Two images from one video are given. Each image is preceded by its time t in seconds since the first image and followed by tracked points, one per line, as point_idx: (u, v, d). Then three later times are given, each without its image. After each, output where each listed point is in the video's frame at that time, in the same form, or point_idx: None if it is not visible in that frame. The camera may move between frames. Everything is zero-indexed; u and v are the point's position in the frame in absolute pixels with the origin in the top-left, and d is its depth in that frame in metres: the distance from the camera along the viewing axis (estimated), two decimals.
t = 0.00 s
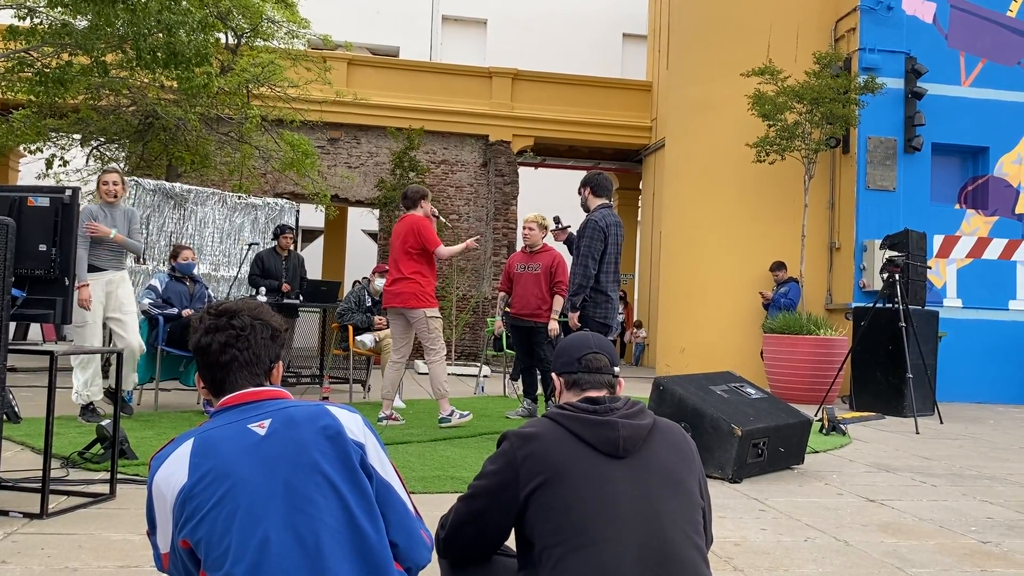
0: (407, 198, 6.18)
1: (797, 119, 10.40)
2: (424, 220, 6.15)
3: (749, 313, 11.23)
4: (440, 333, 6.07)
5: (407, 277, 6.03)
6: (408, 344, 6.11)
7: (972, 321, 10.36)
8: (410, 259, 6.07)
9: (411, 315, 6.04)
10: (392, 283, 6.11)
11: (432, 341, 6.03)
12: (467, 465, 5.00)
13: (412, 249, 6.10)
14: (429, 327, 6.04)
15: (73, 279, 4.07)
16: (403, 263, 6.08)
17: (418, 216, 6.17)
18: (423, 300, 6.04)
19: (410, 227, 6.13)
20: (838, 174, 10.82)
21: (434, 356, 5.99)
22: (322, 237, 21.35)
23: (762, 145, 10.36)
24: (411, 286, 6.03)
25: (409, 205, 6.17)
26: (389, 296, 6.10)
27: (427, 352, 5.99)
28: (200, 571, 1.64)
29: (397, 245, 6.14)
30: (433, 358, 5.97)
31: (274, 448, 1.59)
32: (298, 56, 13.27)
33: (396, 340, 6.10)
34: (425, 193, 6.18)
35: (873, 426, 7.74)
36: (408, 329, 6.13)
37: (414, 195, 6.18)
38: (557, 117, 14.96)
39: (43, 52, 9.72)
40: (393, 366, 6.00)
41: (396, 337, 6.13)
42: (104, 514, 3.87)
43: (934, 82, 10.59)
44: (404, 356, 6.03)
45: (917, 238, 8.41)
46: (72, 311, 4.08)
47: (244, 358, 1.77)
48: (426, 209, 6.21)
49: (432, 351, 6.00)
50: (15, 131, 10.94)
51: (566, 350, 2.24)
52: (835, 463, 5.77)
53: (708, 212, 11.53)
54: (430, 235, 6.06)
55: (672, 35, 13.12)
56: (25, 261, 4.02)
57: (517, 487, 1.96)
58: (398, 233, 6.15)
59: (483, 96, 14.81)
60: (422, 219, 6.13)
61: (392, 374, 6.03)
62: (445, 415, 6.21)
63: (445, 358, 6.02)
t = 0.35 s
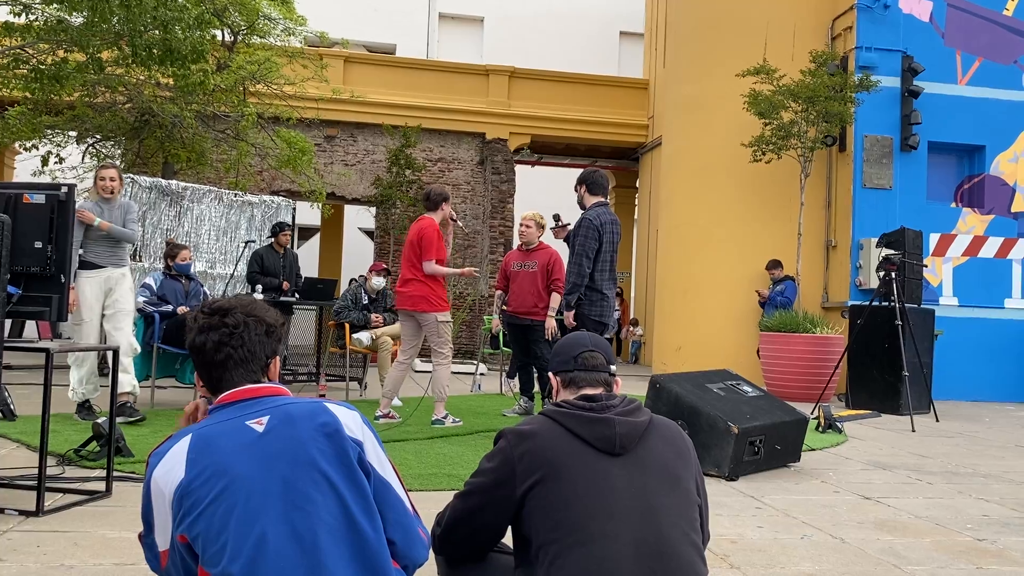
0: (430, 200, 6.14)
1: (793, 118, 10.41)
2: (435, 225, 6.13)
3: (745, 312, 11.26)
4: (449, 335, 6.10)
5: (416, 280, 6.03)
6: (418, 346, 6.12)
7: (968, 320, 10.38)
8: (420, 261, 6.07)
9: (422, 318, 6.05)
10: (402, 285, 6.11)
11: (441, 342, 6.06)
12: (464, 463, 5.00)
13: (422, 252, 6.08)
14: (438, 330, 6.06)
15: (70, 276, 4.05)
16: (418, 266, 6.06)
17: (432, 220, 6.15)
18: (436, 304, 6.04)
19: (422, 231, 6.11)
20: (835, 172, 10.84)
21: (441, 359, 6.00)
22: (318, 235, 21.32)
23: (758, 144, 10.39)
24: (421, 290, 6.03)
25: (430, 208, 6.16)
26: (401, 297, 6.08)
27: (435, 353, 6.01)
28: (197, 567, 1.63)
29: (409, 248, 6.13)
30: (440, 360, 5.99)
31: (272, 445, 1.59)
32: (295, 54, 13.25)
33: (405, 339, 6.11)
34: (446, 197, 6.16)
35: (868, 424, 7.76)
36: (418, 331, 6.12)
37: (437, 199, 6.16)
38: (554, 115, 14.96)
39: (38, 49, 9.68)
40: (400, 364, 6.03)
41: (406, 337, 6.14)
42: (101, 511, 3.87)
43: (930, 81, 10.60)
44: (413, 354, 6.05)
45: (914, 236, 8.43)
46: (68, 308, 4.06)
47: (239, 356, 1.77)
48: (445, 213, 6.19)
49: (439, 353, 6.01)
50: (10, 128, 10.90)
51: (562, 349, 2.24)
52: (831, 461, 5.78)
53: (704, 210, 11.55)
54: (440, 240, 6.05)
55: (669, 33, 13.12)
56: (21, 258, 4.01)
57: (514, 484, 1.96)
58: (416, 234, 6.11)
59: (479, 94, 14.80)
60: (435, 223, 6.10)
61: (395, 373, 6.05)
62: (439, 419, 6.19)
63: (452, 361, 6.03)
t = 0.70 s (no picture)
0: (430, 194, 6.14)
1: (789, 117, 10.43)
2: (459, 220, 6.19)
3: (741, 310, 11.29)
4: (448, 333, 6.05)
5: (443, 275, 6.03)
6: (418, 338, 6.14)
7: (964, 318, 10.40)
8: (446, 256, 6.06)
9: (436, 313, 6.04)
10: (423, 278, 6.03)
11: (438, 342, 6.01)
12: (460, 461, 5.00)
13: (447, 246, 6.08)
14: (439, 327, 6.04)
15: (65, 275, 4.03)
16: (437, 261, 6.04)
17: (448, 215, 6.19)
18: (450, 298, 6.06)
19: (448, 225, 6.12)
20: (831, 171, 10.85)
21: (437, 358, 5.97)
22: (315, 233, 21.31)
23: (755, 142, 10.44)
24: (444, 284, 6.04)
25: (432, 201, 6.14)
26: (416, 292, 6.04)
27: (431, 352, 5.97)
28: (195, 568, 1.62)
29: (435, 241, 6.08)
30: (436, 359, 5.96)
31: (265, 442, 1.59)
32: (292, 51, 13.24)
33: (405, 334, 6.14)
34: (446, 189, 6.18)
35: (864, 423, 7.77)
36: (420, 324, 6.16)
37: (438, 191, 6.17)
38: (551, 114, 14.95)
39: (35, 47, 9.64)
40: (399, 359, 6.07)
41: (407, 330, 6.16)
42: (96, 510, 3.87)
43: (927, 80, 10.61)
44: (413, 349, 6.06)
45: (910, 235, 8.45)
46: (64, 307, 4.04)
47: (226, 357, 1.77)
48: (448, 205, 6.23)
49: (436, 351, 5.99)
50: (7, 126, 10.88)
51: (558, 348, 2.24)
52: (827, 459, 5.80)
53: (700, 209, 11.57)
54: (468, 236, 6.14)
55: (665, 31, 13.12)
56: (16, 256, 4.00)
57: (510, 483, 1.95)
58: (446, 228, 6.10)
59: (477, 92, 14.79)
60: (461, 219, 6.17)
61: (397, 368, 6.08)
62: (436, 417, 6.17)
63: (448, 359, 6.00)
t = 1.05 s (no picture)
0: (411, 196, 6.12)
1: (787, 115, 10.43)
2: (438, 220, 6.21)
3: (740, 308, 11.29)
4: (441, 331, 6.06)
5: (433, 275, 6.05)
6: (407, 338, 6.10)
7: (961, 316, 10.41)
8: (434, 256, 6.06)
9: (428, 313, 6.05)
10: (415, 280, 6.04)
11: (433, 340, 6.02)
12: (459, 459, 5.00)
13: (433, 246, 6.09)
14: (433, 325, 6.05)
15: (63, 273, 4.02)
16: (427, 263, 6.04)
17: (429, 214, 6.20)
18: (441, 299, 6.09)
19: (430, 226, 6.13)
20: (829, 169, 10.85)
21: (434, 355, 5.98)
22: (313, 232, 21.31)
23: (753, 141, 10.45)
24: (435, 284, 6.07)
25: (412, 202, 6.13)
26: (410, 294, 6.03)
27: (427, 349, 5.97)
28: (193, 566, 1.61)
29: (421, 242, 6.07)
30: (432, 356, 5.97)
31: (254, 436, 1.57)
32: (289, 49, 13.22)
33: (397, 336, 6.09)
34: (426, 192, 6.17)
35: (863, 421, 7.78)
36: (410, 324, 6.12)
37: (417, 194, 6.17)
38: (549, 112, 14.95)
39: (32, 44, 9.60)
40: (392, 360, 6.03)
41: (396, 332, 6.10)
42: (94, 507, 3.86)
43: (925, 78, 10.62)
44: (405, 350, 6.03)
45: (908, 233, 8.46)
46: (62, 305, 4.03)
47: (217, 357, 1.76)
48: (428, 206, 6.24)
49: (432, 349, 5.99)
50: (4, 124, 10.86)
51: (555, 346, 2.23)
52: (825, 457, 5.80)
53: (698, 207, 11.57)
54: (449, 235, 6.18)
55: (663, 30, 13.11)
56: (14, 254, 3.98)
57: (509, 481, 1.95)
58: (427, 228, 6.11)
59: (475, 90, 14.79)
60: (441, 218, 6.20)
61: (391, 369, 6.02)
62: (434, 414, 6.17)
63: (444, 356, 6.01)
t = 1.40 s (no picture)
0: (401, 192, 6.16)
1: (786, 114, 10.43)
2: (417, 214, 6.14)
3: (738, 306, 11.31)
4: (433, 327, 6.06)
5: (403, 272, 6.02)
6: (401, 337, 6.10)
7: (959, 315, 10.42)
8: (405, 254, 6.05)
9: (408, 310, 6.04)
10: (388, 278, 6.09)
11: (427, 336, 6.03)
12: (457, 458, 5.00)
13: (407, 243, 6.09)
14: (425, 322, 6.05)
15: (61, 272, 4.03)
16: (400, 260, 6.06)
17: (412, 210, 6.15)
18: (420, 295, 6.03)
19: (406, 222, 6.11)
20: (828, 168, 10.87)
21: (430, 351, 6.01)
22: (311, 230, 21.30)
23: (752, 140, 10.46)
24: (408, 281, 6.02)
25: (403, 198, 6.13)
26: (386, 292, 6.12)
27: (422, 346, 5.99)
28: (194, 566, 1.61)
29: (394, 239, 6.11)
30: (428, 352, 5.98)
31: (248, 433, 1.56)
32: (288, 48, 13.21)
33: (392, 333, 6.11)
34: (418, 187, 6.14)
35: (861, 419, 7.79)
36: (403, 322, 6.13)
37: (408, 190, 6.16)
38: (547, 111, 14.94)
39: (30, 43, 9.57)
40: (388, 358, 6.03)
41: (390, 330, 6.13)
42: (93, 507, 3.86)
43: (923, 77, 10.63)
44: (399, 351, 6.03)
45: (906, 232, 8.47)
46: (60, 303, 4.03)
47: (216, 358, 1.75)
48: (419, 203, 6.20)
49: (428, 345, 6.00)
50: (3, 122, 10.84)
51: (553, 346, 2.23)
52: (824, 455, 5.81)
53: (697, 206, 11.57)
54: (428, 230, 6.07)
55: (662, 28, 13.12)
56: (11, 254, 3.97)
57: (508, 479, 1.95)
58: (397, 226, 6.12)
59: (473, 89, 14.78)
60: (417, 213, 6.11)
61: (388, 368, 6.04)
62: (435, 409, 6.23)
63: (440, 351, 6.03)
